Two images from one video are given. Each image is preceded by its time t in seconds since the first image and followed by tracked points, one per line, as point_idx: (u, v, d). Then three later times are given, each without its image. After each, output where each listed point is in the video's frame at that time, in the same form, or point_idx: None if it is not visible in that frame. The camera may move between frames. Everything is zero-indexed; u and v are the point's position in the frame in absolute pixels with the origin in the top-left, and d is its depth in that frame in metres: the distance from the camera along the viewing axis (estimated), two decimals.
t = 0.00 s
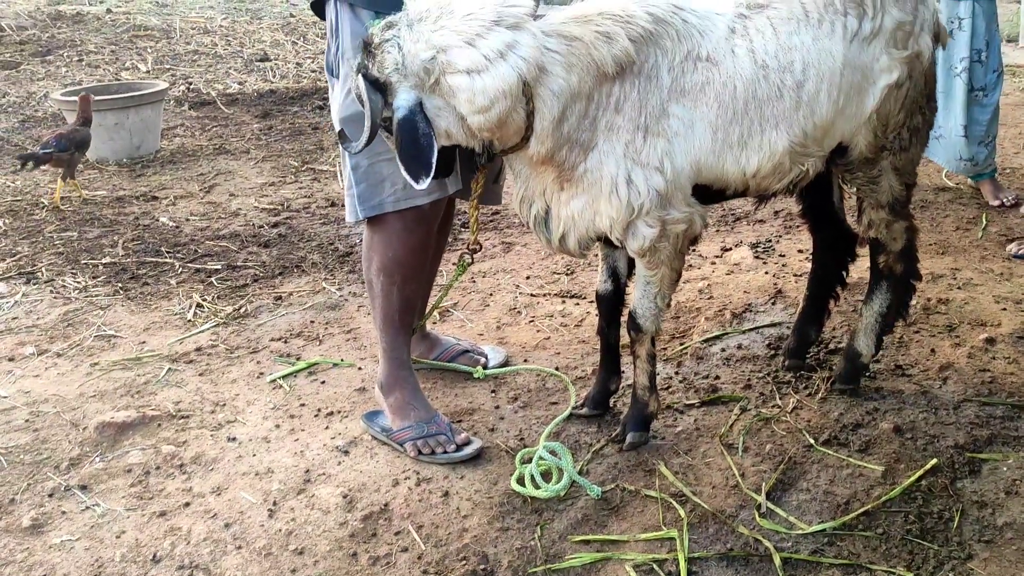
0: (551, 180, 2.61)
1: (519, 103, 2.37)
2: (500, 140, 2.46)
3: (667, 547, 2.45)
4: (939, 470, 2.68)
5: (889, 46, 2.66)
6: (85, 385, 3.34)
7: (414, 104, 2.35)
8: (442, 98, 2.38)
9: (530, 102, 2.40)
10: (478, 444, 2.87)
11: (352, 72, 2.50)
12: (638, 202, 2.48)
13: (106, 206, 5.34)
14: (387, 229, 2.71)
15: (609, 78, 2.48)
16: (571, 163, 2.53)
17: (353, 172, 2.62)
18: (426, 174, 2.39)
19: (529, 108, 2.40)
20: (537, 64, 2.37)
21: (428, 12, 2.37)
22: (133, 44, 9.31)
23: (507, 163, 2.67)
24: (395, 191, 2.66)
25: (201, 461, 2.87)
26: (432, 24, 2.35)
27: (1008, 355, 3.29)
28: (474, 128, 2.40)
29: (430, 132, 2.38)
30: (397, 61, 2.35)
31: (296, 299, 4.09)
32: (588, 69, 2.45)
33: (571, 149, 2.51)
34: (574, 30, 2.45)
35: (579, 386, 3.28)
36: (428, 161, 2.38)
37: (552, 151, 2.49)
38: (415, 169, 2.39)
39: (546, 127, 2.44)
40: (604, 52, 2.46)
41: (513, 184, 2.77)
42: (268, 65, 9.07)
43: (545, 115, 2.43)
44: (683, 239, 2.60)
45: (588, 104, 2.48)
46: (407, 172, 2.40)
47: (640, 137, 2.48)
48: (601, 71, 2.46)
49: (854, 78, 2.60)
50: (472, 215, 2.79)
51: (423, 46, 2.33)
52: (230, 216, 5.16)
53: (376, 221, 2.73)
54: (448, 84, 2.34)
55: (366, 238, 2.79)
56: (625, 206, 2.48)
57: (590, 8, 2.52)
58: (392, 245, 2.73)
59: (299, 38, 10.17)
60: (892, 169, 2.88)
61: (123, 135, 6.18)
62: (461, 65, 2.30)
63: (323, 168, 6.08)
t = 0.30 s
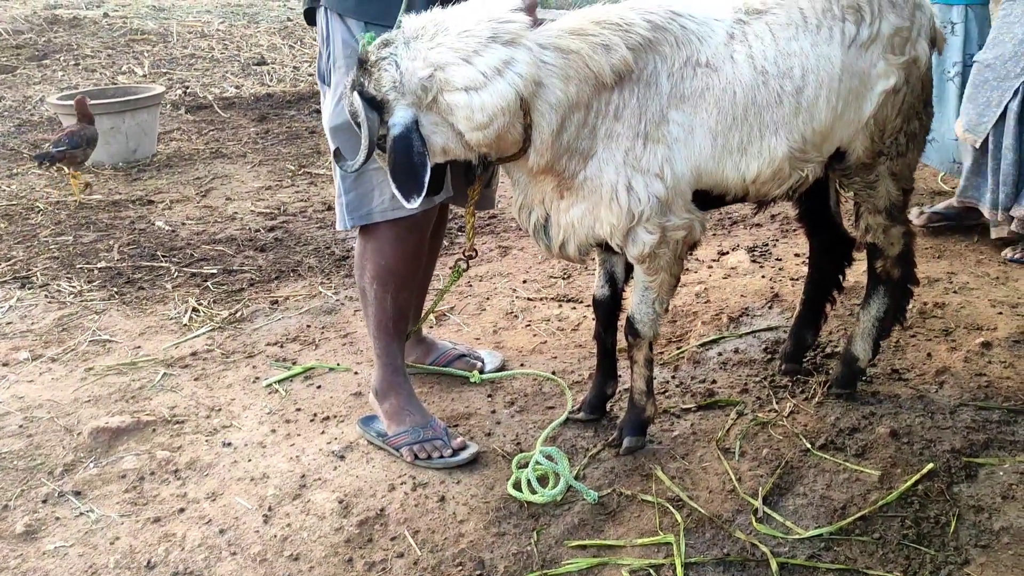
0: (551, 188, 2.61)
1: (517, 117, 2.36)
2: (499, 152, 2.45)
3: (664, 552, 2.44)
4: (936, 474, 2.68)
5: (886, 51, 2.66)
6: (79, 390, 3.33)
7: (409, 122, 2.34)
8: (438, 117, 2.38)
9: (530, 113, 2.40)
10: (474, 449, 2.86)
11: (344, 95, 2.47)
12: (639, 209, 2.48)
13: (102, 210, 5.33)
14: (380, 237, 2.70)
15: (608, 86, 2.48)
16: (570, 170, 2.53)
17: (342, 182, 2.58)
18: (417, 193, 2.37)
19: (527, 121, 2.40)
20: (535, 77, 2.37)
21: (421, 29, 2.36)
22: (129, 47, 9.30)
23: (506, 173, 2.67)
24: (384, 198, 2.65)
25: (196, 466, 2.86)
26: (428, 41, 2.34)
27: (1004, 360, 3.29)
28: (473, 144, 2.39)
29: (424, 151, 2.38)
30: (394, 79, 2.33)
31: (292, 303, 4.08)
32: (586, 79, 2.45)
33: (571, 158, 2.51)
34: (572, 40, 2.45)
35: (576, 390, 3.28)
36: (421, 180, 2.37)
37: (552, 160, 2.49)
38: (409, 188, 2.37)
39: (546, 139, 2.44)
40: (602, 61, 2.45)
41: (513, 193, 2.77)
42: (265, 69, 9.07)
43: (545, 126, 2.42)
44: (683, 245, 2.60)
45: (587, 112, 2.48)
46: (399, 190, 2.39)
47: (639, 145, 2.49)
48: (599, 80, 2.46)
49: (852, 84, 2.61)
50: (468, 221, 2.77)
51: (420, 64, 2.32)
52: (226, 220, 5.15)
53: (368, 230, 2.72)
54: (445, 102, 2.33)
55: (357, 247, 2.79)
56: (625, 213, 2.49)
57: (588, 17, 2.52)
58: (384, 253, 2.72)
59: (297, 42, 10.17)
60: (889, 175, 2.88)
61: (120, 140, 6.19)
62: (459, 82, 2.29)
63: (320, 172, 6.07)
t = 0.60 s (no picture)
0: (554, 194, 2.61)
1: (518, 133, 2.37)
2: (502, 165, 2.45)
3: (663, 552, 2.44)
4: (934, 474, 2.68)
5: (887, 52, 2.67)
6: (78, 392, 3.32)
7: (409, 146, 2.34)
8: (439, 138, 2.39)
9: (532, 122, 2.40)
10: (473, 450, 2.86)
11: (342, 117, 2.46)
12: (642, 213, 2.49)
13: (101, 211, 5.33)
14: (376, 242, 2.70)
15: (609, 92, 2.48)
16: (574, 176, 2.54)
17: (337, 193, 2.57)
18: (416, 215, 2.36)
19: (528, 133, 2.41)
20: (535, 91, 2.37)
21: (419, 51, 2.37)
22: (127, 49, 9.30)
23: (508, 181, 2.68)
24: (381, 203, 2.64)
25: (195, 467, 2.85)
26: (426, 63, 2.34)
27: (1002, 359, 3.29)
28: (476, 161, 2.39)
29: (423, 172, 2.37)
30: (394, 105, 2.33)
31: (291, 304, 4.08)
32: (587, 88, 2.45)
33: (574, 164, 2.51)
34: (570, 50, 2.46)
35: (574, 390, 3.28)
36: (420, 204, 2.35)
37: (555, 168, 2.50)
38: (407, 212, 2.36)
39: (548, 148, 2.44)
40: (602, 69, 2.46)
41: (517, 199, 2.78)
42: (263, 70, 9.07)
43: (546, 137, 2.43)
44: (685, 247, 2.60)
45: (589, 119, 2.48)
46: (399, 214, 2.37)
47: (641, 148, 2.49)
48: (600, 88, 2.46)
49: (853, 85, 2.61)
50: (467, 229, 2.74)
51: (420, 88, 2.32)
52: (224, 221, 5.15)
53: (364, 235, 2.72)
54: (446, 126, 2.34)
55: (353, 252, 2.78)
56: (629, 216, 2.49)
57: (586, 26, 2.53)
58: (381, 257, 2.72)
59: (294, 43, 10.17)
60: (889, 176, 2.89)
61: (118, 141, 6.18)
62: (459, 104, 2.30)
63: (318, 174, 6.07)
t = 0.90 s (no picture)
0: (557, 195, 2.62)
1: (520, 136, 2.37)
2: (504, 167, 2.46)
3: (662, 550, 2.44)
4: (933, 472, 2.69)
5: (887, 50, 2.67)
6: (77, 390, 3.32)
7: (408, 149, 2.35)
8: (438, 142, 2.39)
9: (535, 124, 2.40)
10: (473, 448, 2.87)
11: (342, 117, 2.46)
12: (644, 212, 2.49)
13: (99, 211, 5.32)
14: (374, 241, 2.70)
15: (610, 93, 2.47)
16: (576, 177, 2.54)
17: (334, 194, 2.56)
18: (413, 218, 2.36)
19: (530, 136, 2.41)
20: (536, 93, 2.37)
21: (420, 57, 2.37)
22: (125, 47, 9.29)
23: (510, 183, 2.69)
24: (381, 203, 2.63)
25: (194, 466, 2.85)
26: (427, 69, 2.34)
27: (1001, 357, 3.30)
28: (477, 165, 2.39)
29: (420, 175, 2.38)
30: (394, 109, 2.33)
31: (290, 303, 4.08)
32: (589, 89, 2.44)
33: (576, 164, 2.51)
34: (570, 52, 2.45)
35: (574, 388, 3.29)
36: (417, 206, 2.36)
37: (557, 170, 2.50)
38: (404, 215, 2.36)
39: (551, 151, 2.44)
40: (603, 70, 2.45)
41: (519, 201, 2.78)
42: (262, 69, 9.07)
43: (549, 140, 2.42)
44: (687, 245, 2.61)
45: (591, 120, 2.48)
46: (395, 217, 2.37)
47: (644, 147, 2.49)
48: (602, 89, 2.46)
49: (854, 83, 2.62)
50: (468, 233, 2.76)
51: (420, 93, 2.32)
52: (223, 220, 5.15)
53: (362, 234, 2.72)
54: (447, 130, 2.34)
55: (351, 252, 2.78)
56: (631, 216, 2.50)
57: (587, 27, 2.52)
58: (380, 256, 2.72)
59: (293, 42, 10.17)
60: (889, 173, 2.89)
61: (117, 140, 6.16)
62: (460, 109, 2.30)
63: (317, 172, 6.07)
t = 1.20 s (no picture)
0: (560, 196, 2.63)
1: (520, 139, 2.37)
2: (505, 170, 2.46)
3: (662, 545, 2.45)
4: (933, 467, 2.69)
5: (889, 46, 2.67)
6: (78, 387, 3.32)
7: (404, 156, 2.35)
8: (437, 149, 2.39)
9: (536, 127, 2.39)
10: (473, 444, 2.87)
11: (342, 119, 2.47)
12: (647, 211, 2.49)
13: (99, 208, 5.32)
14: (370, 236, 2.70)
15: (612, 94, 2.47)
16: (578, 177, 2.54)
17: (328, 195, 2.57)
18: (410, 225, 2.36)
19: (530, 139, 2.41)
20: (536, 96, 2.37)
21: (419, 65, 2.37)
22: (124, 44, 9.27)
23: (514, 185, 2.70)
24: (374, 200, 2.63)
25: (195, 462, 2.85)
26: (426, 76, 2.34)
27: (1001, 353, 3.30)
28: (478, 170, 2.40)
29: (417, 182, 2.38)
30: (393, 116, 2.34)
31: (290, 299, 4.09)
32: (590, 92, 2.44)
33: (579, 165, 2.51)
34: (570, 54, 2.45)
35: (574, 384, 3.29)
36: (413, 213, 2.35)
37: (559, 172, 2.50)
38: (400, 221, 2.36)
39: (551, 154, 2.44)
40: (604, 72, 2.44)
41: (523, 201, 2.79)
42: (261, 65, 9.06)
43: (549, 142, 2.42)
44: (689, 242, 2.61)
45: (592, 121, 2.48)
46: (391, 223, 2.38)
47: (646, 147, 2.49)
48: (603, 91, 2.45)
49: (856, 80, 2.62)
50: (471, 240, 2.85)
51: (419, 101, 2.32)
52: (223, 216, 5.14)
53: (358, 229, 2.72)
54: (445, 138, 2.34)
55: (348, 248, 2.79)
56: (634, 215, 2.50)
57: (588, 28, 2.51)
58: (377, 252, 2.72)
59: (292, 39, 10.15)
60: (889, 169, 2.88)
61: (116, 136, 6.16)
62: (457, 117, 2.30)
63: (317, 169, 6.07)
